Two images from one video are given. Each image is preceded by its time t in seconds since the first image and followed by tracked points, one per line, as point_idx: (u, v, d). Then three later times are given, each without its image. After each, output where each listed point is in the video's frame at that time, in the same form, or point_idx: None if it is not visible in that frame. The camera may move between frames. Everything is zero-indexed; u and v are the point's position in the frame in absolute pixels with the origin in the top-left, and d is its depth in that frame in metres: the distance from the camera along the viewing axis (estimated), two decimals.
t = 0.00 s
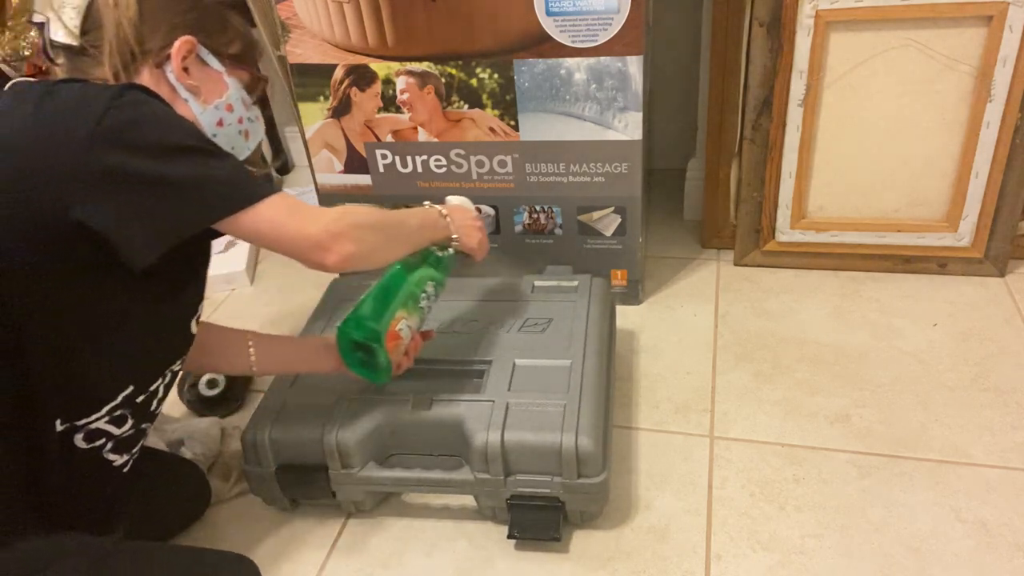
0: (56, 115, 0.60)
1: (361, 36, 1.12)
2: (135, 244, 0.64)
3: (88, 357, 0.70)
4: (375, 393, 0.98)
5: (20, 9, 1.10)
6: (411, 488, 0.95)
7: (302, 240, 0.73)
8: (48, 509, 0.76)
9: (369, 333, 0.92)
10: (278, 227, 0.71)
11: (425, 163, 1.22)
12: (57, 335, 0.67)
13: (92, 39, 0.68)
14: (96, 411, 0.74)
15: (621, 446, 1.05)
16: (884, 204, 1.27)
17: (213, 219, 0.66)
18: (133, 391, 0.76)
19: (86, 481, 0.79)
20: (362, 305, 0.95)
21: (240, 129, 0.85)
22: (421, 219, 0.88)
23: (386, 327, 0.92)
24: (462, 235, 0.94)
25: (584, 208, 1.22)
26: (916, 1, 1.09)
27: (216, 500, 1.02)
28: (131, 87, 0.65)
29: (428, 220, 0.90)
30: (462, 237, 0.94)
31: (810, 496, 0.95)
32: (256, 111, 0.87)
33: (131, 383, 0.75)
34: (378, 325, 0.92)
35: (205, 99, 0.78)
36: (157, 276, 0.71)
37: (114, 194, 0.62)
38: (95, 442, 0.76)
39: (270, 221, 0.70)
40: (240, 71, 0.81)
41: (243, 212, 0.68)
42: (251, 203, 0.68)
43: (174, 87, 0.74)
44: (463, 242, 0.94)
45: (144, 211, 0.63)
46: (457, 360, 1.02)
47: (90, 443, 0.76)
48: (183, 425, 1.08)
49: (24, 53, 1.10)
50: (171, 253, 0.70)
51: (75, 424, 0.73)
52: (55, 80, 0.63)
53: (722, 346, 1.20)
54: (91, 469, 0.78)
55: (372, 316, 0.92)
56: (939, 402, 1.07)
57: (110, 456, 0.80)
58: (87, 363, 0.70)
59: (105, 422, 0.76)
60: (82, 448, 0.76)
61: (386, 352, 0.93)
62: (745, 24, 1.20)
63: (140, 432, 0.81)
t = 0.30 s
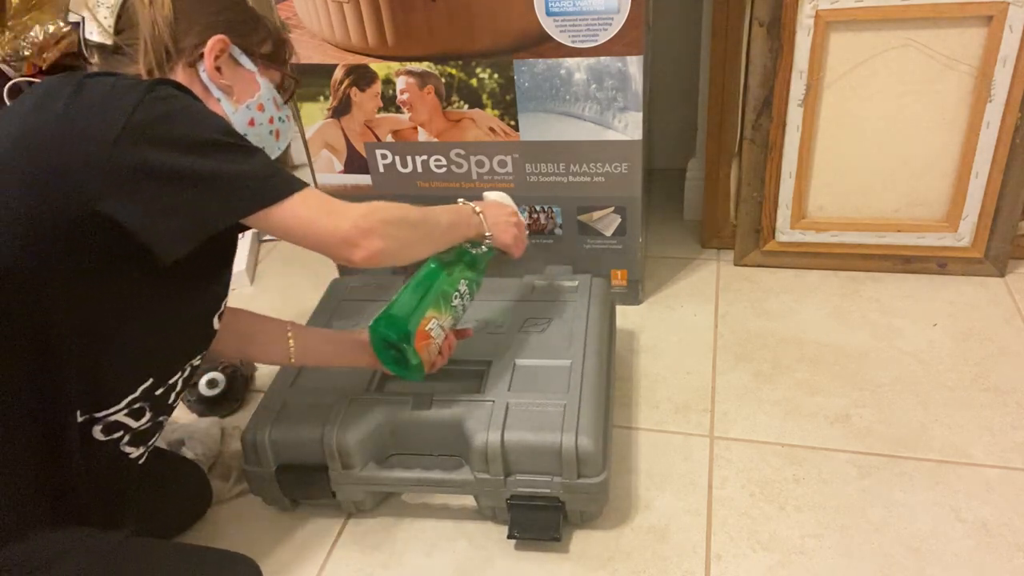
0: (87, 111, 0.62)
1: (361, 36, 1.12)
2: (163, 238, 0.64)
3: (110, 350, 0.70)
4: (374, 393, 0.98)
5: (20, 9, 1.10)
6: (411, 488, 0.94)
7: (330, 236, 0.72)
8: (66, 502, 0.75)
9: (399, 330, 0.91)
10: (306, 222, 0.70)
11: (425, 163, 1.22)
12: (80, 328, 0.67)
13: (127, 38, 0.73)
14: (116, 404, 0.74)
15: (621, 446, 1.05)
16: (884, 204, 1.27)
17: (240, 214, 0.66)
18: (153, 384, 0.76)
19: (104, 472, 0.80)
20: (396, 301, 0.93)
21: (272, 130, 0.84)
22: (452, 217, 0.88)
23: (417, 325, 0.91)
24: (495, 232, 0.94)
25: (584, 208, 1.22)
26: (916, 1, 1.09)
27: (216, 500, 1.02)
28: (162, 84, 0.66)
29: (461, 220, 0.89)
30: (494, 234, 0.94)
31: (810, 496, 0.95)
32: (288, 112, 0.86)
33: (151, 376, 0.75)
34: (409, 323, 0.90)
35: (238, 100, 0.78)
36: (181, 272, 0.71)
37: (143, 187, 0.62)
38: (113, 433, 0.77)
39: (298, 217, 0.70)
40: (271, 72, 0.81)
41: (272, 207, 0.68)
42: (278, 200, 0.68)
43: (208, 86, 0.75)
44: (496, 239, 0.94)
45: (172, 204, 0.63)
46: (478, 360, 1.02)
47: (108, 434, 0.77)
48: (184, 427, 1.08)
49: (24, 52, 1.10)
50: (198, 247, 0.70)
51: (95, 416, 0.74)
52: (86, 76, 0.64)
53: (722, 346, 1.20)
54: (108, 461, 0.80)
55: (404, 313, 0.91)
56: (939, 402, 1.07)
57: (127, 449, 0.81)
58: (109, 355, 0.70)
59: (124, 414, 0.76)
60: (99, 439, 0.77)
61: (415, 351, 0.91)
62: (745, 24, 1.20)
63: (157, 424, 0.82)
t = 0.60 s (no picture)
0: (97, 111, 0.62)
1: (362, 36, 1.12)
2: (172, 237, 0.63)
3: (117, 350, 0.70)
4: (374, 393, 0.98)
5: (20, 9, 1.10)
6: (410, 488, 0.94)
7: (344, 234, 0.72)
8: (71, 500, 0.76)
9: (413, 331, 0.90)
10: (319, 220, 0.70)
11: (425, 163, 1.22)
12: (87, 328, 0.67)
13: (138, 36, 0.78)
14: (124, 404, 0.75)
15: (621, 446, 1.05)
16: (885, 204, 1.27)
17: (250, 214, 0.65)
18: (160, 385, 0.77)
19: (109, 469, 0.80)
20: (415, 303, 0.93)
21: (283, 129, 0.82)
22: (467, 214, 0.87)
23: (432, 326, 0.90)
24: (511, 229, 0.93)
25: (584, 208, 1.22)
26: (916, 1, 1.09)
27: (216, 500, 1.02)
28: (173, 84, 0.66)
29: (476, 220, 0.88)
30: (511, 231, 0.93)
31: (810, 497, 0.95)
32: (299, 109, 0.84)
33: (159, 377, 0.76)
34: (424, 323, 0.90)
35: (249, 98, 0.77)
36: (190, 273, 0.71)
37: (153, 185, 0.62)
38: (120, 433, 0.78)
39: (311, 216, 0.69)
40: (281, 70, 0.80)
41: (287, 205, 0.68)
42: (290, 200, 0.68)
43: (219, 86, 0.74)
44: (511, 235, 0.93)
45: (180, 203, 0.63)
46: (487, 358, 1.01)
47: (115, 434, 0.77)
48: (184, 428, 1.09)
49: (24, 52, 1.10)
50: (206, 248, 0.70)
51: (103, 415, 0.74)
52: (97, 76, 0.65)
53: (722, 346, 1.20)
54: (112, 460, 0.80)
55: (418, 313, 0.90)
56: (939, 402, 1.07)
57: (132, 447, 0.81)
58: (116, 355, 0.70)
59: (131, 415, 0.77)
60: (106, 438, 0.77)
61: (430, 351, 0.91)
62: (745, 24, 1.20)
63: (165, 426, 0.83)
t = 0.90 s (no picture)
0: (89, 111, 0.61)
1: (361, 36, 1.12)
2: (165, 239, 0.63)
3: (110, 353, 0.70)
4: (373, 394, 0.98)
5: (20, 9, 1.10)
6: (411, 488, 0.94)
7: (340, 235, 0.72)
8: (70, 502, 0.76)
9: (417, 334, 0.91)
10: (315, 222, 0.70)
11: (425, 163, 1.22)
12: (82, 329, 0.67)
13: (133, 35, 0.71)
14: (124, 406, 0.75)
15: (621, 446, 1.05)
16: (884, 204, 1.27)
17: (245, 215, 0.65)
18: (160, 387, 0.77)
19: (110, 474, 0.80)
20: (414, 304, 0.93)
21: (279, 127, 0.83)
22: (468, 216, 0.87)
23: (436, 329, 0.91)
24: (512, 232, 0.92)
25: (584, 208, 1.22)
26: (916, 1, 1.09)
27: (216, 500, 1.02)
28: (167, 83, 0.65)
29: (478, 221, 0.88)
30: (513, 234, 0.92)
31: (810, 496, 0.95)
32: (296, 108, 0.85)
33: (158, 378, 0.76)
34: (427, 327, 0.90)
35: (246, 96, 0.77)
36: (185, 276, 0.71)
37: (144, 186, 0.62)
38: (119, 435, 0.78)
39: (307, 218, 0.70)
40: (279, 67, 0.80)
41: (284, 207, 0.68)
42: (288, 201, 0.68)
43: (215, 83, 0.74)
44: (513, 237, 0.92)
45: (173, 204, 0.63)
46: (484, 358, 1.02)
47: (114, 436, 0.77)
48: (184, 428, 1.09)
49: (24, 53, 1.10)
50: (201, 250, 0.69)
51: (101, 417, 0.74)
52: (90, 75, 0.65)
53: (722, 346, 1.20)
54: (113, 464, 0.80)
55: (421, 316, 0.91)
56: (938, 402, 1.07)
57: (133, 450, 0.81)
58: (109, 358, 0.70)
59: (130, 417, 0.77)
60: (105, 440, 0.77)
61: (433, 353, 0.92)
62: (745, 24, 1.20)
63: (165, 427, 0.83)
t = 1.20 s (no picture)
0: (64, 116, 0.61)
1: (361, 36, 1.12)
2: (140, 246, 0.64)
3: (93, 358, 0.70)
4: (374, 393, 0.97)
5: (20, 9, 1.10)
6: (411, 488, 0.94)
7: (321, 242, 0.72)
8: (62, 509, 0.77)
9: (401, 339, 0.90)
10: (295, 229, 0.70)
11: (425, 163, 1.22)
12: (59, 336, 0.68)
13: (107, 35, 0.71)
14: (110, 415, 0.75)
15: (621, 445, 1.05)
16: (884, 204, 1.27)
17: (223, 221, 0.65)
18: (145, 395, 0.76)
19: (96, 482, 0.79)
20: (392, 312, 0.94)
21: (258, 128, 0.81)
22: (439, 221, 0.87)
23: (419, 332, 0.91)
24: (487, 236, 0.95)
25: (584, 208, 1.22)
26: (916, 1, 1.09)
27: (215, 500, 1.02)
28: (142, 88, 0.65)
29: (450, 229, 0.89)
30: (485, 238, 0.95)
31: (810, 496, 0.95)
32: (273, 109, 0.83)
33: (143, 386, 0.75)
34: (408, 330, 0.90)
35: (223, 97, 0.76)
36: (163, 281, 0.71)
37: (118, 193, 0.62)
38: (107, 445, 0.77)
39: (284, 221, 0.69)
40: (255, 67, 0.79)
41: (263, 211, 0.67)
42: (269, 204, 0.67)
43: (191, 83, 0.73)
44: (485, 242, 0.95)
45: (147, 211, 0.63)
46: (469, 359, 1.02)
47: (102, 445, 0.77)
48: (183, 426, 1.09)
49: (24, 53, 1.10)
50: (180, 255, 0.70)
51: (86, 425, 0.74)
52: (65, 80, 0.65)
53: (722, 346, 1.20)
54: (100, 472, 0.79)
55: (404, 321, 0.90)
56: (938, 402, 1.07)
57: (121, 459, 0.80)
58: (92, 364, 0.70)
59: (117, 426, 0.76)
60: (92, 450, 0.77)
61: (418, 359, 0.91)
62: (745, 24, 1.20)
63: (152, 433, 0.82)
